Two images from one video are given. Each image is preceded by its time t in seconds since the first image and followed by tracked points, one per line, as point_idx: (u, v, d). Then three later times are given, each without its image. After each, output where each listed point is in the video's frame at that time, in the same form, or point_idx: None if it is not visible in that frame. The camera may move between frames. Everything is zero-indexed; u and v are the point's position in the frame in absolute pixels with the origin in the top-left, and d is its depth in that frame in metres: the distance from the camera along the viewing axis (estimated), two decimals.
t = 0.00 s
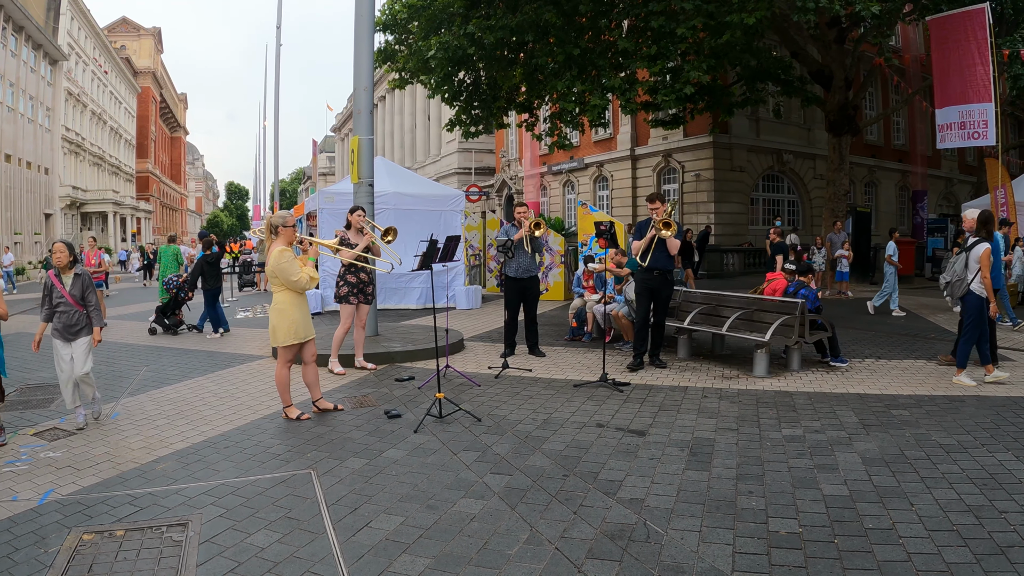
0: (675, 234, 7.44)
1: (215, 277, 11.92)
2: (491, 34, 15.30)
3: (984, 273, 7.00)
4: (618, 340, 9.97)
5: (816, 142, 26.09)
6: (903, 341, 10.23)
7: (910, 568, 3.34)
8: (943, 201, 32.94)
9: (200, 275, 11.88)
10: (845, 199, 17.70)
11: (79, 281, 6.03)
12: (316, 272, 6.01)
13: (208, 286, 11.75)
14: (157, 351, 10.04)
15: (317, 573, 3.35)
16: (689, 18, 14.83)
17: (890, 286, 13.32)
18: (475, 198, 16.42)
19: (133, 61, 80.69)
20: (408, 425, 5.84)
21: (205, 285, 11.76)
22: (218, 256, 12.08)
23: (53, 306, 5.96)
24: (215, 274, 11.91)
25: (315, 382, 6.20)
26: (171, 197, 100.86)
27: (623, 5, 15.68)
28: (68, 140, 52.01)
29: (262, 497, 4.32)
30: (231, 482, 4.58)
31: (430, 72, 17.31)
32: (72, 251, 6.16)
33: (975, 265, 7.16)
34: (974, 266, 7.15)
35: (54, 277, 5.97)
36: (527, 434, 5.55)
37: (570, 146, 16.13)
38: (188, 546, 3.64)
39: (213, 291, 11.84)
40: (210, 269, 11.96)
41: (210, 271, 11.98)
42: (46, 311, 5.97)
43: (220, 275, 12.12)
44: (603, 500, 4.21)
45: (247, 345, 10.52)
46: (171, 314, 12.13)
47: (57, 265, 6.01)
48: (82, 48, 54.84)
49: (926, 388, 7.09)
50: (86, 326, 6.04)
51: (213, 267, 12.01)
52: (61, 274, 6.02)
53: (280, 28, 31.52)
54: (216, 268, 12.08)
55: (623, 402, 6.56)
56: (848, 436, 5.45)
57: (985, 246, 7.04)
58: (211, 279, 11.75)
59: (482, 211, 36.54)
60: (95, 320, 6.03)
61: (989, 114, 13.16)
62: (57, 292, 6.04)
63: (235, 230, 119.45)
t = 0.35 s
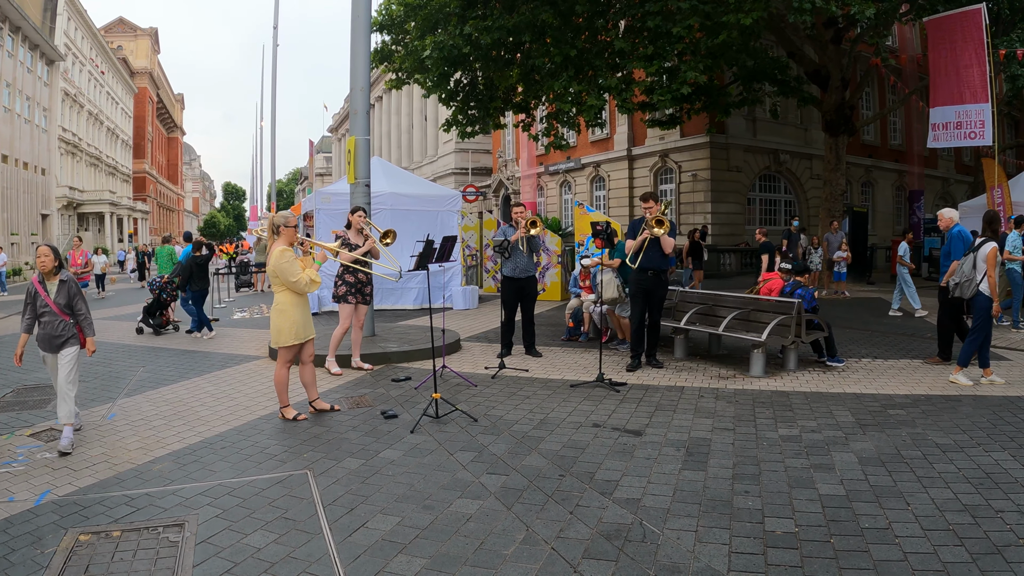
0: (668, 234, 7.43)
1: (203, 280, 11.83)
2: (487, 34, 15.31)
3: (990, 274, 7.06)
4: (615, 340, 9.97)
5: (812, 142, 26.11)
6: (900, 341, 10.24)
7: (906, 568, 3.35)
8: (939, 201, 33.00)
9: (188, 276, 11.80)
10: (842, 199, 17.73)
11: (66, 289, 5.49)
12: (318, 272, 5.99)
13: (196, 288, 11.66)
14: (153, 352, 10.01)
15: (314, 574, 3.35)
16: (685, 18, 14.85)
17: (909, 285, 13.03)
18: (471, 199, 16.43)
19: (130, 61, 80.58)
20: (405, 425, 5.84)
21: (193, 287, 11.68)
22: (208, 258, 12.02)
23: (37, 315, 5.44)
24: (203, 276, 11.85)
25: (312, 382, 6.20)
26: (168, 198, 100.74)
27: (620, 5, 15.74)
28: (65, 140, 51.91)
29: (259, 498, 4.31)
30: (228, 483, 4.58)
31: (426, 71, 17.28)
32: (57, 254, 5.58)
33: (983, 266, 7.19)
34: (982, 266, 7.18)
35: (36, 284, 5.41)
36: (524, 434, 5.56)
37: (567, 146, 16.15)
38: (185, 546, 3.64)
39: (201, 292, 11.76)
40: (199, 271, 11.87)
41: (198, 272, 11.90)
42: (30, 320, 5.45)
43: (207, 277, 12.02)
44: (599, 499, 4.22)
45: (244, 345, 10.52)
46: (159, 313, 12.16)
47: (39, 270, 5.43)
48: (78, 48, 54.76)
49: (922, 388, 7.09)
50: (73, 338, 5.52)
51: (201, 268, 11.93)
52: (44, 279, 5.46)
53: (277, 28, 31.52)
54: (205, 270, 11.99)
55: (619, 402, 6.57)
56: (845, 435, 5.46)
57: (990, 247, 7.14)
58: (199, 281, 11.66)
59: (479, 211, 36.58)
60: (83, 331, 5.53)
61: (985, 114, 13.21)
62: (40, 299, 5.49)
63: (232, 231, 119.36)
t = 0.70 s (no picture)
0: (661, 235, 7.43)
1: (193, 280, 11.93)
2: (484, 35, 15.33)
3: (994, 272, 6.93)
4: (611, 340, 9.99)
5: (809, 142, 26.14)
6: (896, 341, 10.25)
7: (901, 567, 3.35)
8: (936, 200, 33.06)
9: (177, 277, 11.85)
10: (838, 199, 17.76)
11: (47, 290, 5.14)
12: (321, 273, 5.99)
13: (184, 288, 11.72)
14: (148, 353, 9.99)
15: (308, 574, 3.35)
16: (680, 18, 14.88)
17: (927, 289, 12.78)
18: (467, 199, 16.45)
19: (127, 61, 80.47)
20: (401, 426, 5.84)
21: (182, 287, 11.74)
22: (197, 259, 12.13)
23: (17, 319, 5.07)
24: (192, 276, 11.89)
25: (309, 382, 6.21)
26: (165, 198, 100.58)
27: (616, 6, 15.75)
28: (61, 141, 51.82)
29: (254, 498, 4.31)
30: (224, 483, 4.58)
31: (422, 71, 17.25)
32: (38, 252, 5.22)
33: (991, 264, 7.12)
34: (987, 265, 7.14)
35: (16, 285, 5.07)
36: (519, 434, 5.56)
37: (563, 146, 16.15)
38: (180, 546, 3.64)
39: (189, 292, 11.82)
40: (188, 271, 11.96)
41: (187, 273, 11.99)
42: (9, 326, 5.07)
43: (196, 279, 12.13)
44: (594, 499, 4.22)
45: (240, 346, 10.52)
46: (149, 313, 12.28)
47: (20, 269, 5.09)
48: (74, 49, 54.68)
49: (918, 387, 7.10)
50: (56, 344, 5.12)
51: (190, 268, 11.97)
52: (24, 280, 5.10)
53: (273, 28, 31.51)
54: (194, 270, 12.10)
55: (615, 402, 6.57)
56: (840, 435, 5.47)
57: (994, 244, 7.04)
58: (189, 281, 11.74)
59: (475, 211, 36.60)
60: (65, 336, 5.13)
61: (983, 114, 13.22)
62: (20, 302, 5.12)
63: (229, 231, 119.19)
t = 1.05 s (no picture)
0: (653, 236, 7.44)
1: (177, 281, 11.90)
2: (479, 34, 15.35)
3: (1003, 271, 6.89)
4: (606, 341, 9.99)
5: (805, 141, 26.17)
6: (891, 340, 10.26)
7: (896, 566, 3.36)
8: (932, 200, 33.11)
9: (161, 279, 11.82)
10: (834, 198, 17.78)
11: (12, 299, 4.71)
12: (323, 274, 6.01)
13: (166, 291, 11.77)
14: (143, 353, 9.98)
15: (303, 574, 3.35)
16: (676, 18, 14.86)
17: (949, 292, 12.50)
18: (463, 199, 16.45)
19: (123, 61, 80.26)
20: (396, 426, 5.83)
21: (165, 289, 11.78)
22: (182, 259, 11.97)
23: None
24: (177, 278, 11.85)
25: (306, 382, 6.21)
26: (161, 198, 100.38)
27: (612, 5, 15.72)
28: (56, 141, 51.68)
29: (249, 498, 4.31)
30: (219, 483, 4.57)
31: (417, 71, 17.24)
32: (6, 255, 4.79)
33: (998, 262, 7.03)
34: (994, 264, 7.03)
35: None
36: (514, 434, 5.56)
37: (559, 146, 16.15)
38: (175, 547, 3.63)
39: (173, 293, 11.88)
40: (172, 273, 11.90)
41: (172, 273, 11.97)
42: None
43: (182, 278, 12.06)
44: (589, 499, 4.22)
45: (235, 346, 10.52)
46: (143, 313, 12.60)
47: None
48: (70, 49, 54.55)
49: (913, 387, 7.11)
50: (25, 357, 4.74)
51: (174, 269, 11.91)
52: None
53: (270, 28, 31.48)
54: (179, 270, 12.05)
55: (610, 402, 6.57)
56: (835, 434, 5.48)
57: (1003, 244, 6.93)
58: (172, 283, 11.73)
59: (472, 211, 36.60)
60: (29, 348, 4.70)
61: (980, 114, 13.23)
62: None
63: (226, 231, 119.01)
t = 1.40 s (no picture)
0: (646, 235, 7.45)
1: (164, 280, 12.05)
2: (475, 35, 15.38)
3: (1011, 273, 6.90)
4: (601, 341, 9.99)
5: (800, 141, 26.21)
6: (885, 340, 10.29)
7: (891, 566, 3.36)
8: (927, 200, 33.19)
9: (147, 281, 11.93)
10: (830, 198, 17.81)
11: None
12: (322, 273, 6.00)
13: (156, 292, 11.95)
14: (139, 354, 9.97)
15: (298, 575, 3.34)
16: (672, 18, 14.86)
17: (955, 289, 12.37)
18: (459, 199, 16.46)
19: (118, 62, 80.08)
20: (391, 426, 5.83)
21: (153, 290, 11.96)
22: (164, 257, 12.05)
23: None
24: (164, 278, 11.98)
25: (302, 382, 6.21)
26: (157, 199, 100.18)
27: (607, 5, 15.72)
28: (52, 141, 51.55)
29: (244, 499, 4.30)
30: (213, 484, 4.56)
31: (413, 71, 17.25)
32: None
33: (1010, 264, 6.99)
34: (1005, 266, 7.03)
35: None
36: (509, 434, 5.56)
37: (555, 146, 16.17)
38: (169, 548, 3.62)
39: (162, 293, 12.06)
40: (157, 273, 12.02)
41: (156, 273, 12.08)
42: None
43: (168, 277, 12.20)
44: (584, 499, 4.22)
45: (231, 346, 10.51)
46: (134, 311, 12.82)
47: None
48: (66, 49, 54.40)
49: (909, 386, 7.12)
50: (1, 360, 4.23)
51: (158, 269, 12.01)
52: None
53: (265, 28, 31.45)
54: (162, 268, 12.15)
55: (605, 402, 6.58)
56: (830, 434, 5.49)
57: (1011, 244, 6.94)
58: (161, 284, 11.93)
59: (467, 212, 36.64)
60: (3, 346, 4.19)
61: (977, 114, 13.19)
62: None
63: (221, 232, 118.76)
